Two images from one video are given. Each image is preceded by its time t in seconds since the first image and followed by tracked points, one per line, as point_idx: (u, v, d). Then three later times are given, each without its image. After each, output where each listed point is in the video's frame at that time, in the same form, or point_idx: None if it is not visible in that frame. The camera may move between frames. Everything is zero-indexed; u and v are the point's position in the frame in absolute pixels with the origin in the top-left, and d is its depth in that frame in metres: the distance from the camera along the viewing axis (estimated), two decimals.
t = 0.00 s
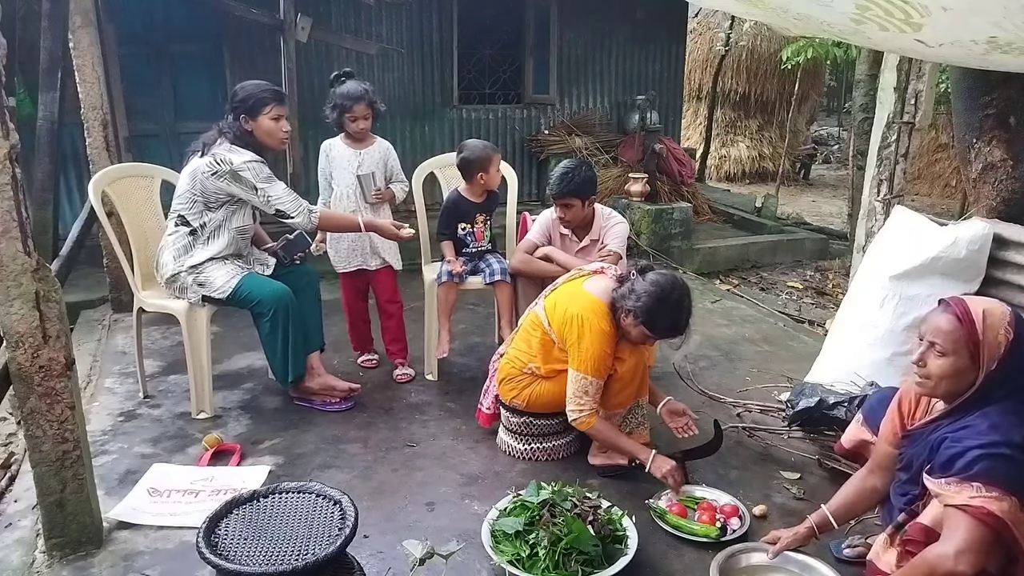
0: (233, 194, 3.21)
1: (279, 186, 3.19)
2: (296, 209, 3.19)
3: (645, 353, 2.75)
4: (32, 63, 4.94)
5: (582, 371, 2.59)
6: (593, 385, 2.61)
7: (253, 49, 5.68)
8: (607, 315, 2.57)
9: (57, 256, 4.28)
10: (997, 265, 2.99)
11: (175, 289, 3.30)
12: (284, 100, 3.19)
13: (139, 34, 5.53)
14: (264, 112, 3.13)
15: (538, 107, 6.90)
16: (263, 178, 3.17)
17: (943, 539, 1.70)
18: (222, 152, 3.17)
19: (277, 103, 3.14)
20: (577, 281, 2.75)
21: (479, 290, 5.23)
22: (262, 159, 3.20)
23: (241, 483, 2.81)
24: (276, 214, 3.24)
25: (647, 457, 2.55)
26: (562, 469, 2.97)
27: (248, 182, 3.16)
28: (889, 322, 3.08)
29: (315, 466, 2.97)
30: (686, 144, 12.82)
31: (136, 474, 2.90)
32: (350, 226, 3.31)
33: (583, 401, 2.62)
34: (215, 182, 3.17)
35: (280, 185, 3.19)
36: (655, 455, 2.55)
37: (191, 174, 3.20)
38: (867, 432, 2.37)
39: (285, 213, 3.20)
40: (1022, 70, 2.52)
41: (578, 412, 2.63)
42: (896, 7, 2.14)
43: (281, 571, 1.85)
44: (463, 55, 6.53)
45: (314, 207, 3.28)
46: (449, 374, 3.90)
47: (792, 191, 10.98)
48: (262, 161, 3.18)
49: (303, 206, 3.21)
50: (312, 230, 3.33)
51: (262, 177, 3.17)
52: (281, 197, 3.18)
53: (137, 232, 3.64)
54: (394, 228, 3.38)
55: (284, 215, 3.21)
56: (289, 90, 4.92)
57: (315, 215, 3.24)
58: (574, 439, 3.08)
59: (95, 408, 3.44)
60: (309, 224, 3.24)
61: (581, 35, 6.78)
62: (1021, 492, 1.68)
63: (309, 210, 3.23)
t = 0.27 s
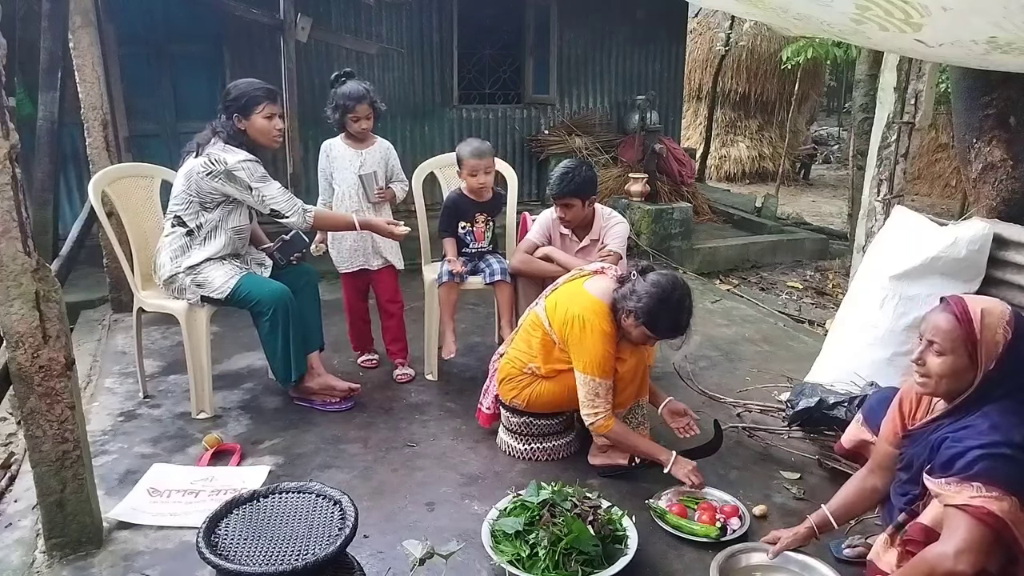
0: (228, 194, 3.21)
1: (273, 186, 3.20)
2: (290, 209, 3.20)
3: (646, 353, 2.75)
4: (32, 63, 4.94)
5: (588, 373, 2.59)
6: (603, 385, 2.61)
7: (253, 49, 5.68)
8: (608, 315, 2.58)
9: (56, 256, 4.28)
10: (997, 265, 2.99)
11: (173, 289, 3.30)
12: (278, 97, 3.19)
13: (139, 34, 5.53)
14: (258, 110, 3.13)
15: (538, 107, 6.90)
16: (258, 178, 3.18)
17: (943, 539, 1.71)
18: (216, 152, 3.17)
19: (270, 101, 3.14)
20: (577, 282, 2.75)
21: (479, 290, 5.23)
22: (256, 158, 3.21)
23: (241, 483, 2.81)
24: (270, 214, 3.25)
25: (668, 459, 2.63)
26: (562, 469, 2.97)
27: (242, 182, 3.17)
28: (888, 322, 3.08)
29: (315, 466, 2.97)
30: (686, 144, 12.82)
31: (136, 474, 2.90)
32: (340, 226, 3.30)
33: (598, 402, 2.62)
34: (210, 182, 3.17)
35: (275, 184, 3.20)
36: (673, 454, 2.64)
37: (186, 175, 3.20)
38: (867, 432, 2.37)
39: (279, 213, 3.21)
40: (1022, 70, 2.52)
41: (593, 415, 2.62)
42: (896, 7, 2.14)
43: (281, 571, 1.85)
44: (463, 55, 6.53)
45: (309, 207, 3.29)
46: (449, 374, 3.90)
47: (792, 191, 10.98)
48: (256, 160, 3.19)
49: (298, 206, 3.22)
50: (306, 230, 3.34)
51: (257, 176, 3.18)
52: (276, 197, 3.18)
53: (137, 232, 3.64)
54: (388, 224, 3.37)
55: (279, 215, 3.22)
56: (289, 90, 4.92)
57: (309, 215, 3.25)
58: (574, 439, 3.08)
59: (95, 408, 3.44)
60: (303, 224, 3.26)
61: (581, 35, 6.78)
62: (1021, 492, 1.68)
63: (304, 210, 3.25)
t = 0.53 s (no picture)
0: (225, 194, 3.22)
1: (270, 185, 3.20)
2: (287, 209, 3.20)
3: (647, 354, 2.75)
4: (32, 63, 4.94)
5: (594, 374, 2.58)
6: (625, 384, 2.57)
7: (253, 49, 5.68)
8: (610, 315, 2.57)
9: (56, 256, 4.28)
10: (997, 265, 2.99)
11: (173, 289, 3.30)
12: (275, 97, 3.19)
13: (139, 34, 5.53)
14: (256, 110, 3.13)
15: (538, 107, 6.90)
16: (254, 177, 3.17)
17: (942, 539, 1.71)
18: (213, 152, 3.17)
19: (267, 101, 3.14)
20: (578, 282, 2.75)
21: (479, 290, 5.23)
22: (253, 158, 3.20)
23: (241, 483, 2.81)
24: (268, 214, 3.25)
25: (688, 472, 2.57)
26: (562, 469, 2.97)
27: (239, 181, 3.16)
28: (888, 322, 3.08)
29: (315, 466, 2.97)
30: (686, 145, 12.82)
31: (136, 474, 2.90)
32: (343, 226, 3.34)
33: (626, 401, 2.56)
34: (207, 182, 3.17)
35: (271, 184, 3.20)
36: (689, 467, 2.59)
37: (183, 175, 3.20)
38: (867, 432, 2.37)
39: (276, 213, 3.21)
40: (1022, 70, 2.52)
41: (624, 416, 2.54)
42: (896, 7, 2.14)
43: (281, 571, 1.85)
44: (463, 55, 6.53)
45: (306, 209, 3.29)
46: (449, 374, 3.90)
47: (792, 191, 10.98)
48: (253, 160, 3.18)
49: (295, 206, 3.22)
50: (303, 229, 3.35)
51: (254, 176, 3.17)
52: (273, 197, 3.19)
53: (138, 232, 3.64)
54: (386, 225, 3.37)
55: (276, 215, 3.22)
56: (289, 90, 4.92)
57: (305, 216, 3.26)
58: (574, 439, 3.08)
59: (95, 408, 3.44)
60: (301, 224, 3.27)
61: (581, 35, 6.78)
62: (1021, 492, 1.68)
63: (301, 210, 3.25)
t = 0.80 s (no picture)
0: (227, 194, 3.22)
1: (273, 186, 3.20)
2: (289, 210, 3.20)
3: (648, 354, 2.75)
4: (31, 63, 4.94)
5: (589, 371, 2.60)
6: (603, 384, 2.62)
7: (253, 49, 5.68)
8: (611, 315, 2.58)
9: (56, 256, 4.28)
10: (997, 265, 2.99)
11: (173, 289, 3.30)
12: (277, 98, 3.19)
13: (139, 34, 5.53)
14: (259, 112, 3.13)
15: (538, 107, 6.90)
16: (257, 178, 3.18)
17: (942, 539, 1.70)
18: (216, 152, 3.17)
19: (270, 103, 3.14)
20: (580, 281, 2.75)
21: (479, 290, 5.23)
22: (256, 158, 3.21)
23: (241, 483, 2.81)
24: (270, 214, 3.26)
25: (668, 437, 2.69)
26: (562, 468, 2.97)
27: (242, 181, 3.16)
28: (888, 322, 3.08)
29: (315, 465, 2.97)
30: (686, 145, 12.82)
31: (136, 474, 2.90)
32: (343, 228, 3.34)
33: (594, 401, 2.64)
34: (209, 182, 3.17)
35: (274, 185, 3.20)
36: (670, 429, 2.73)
37: (185, 175, 3.20)
38: (867, 432, 2.37)
39: (278, 213, 3.22)
40: (1022, 70, 2.52)
41: (589, 412, 2.65)
42: (896, 7, 2.14)
43: (281, 571, 1.85)
44: (463, 55, 6.53)
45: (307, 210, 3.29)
46: (449, 374, 3.90)
47: (792, 191, 10.98)
48: (256, 160, 3.18)
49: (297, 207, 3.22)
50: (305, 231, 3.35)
51: (257, 177, 3.18)
52: (275, 198, 3.19)
53: (138, 232, 3.64)
54: (386, 227, 3.38)
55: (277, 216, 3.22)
56: (289, 89, 4.92)
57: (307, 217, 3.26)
58: (574, 439, 3.08)
59: (95, 407, 3.44)
60: (303, 224, 3.26)
61: (581, 35, 6.78)
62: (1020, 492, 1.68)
63: (302, 211, 3.25)
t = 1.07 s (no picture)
0: (231, 194, 3.22)
1: (277, 187, 3.21)
2: (292, 210, 3.20)
3: (648, 353, 2.75)
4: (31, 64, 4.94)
5: (588, 372, 2.60)
6: (601, 384, 2.62)
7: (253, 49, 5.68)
8: (610, 315, 2.58)
9: (56, 256, 4.28)
10: (997, 265, 2.99)
11: (174, 289, 3.30)
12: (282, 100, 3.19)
13: (139, 34, 5.53)
14: (265, 113, 3.13)
15: (538, 107, 6.90)
16: (262, 178, 3.18)
17: (942, 539, 1.70)
18: (221, 152, 3.16)
19: (275, 104, 3.14)
20: (579, 282, 2.75)
21: (479, 290, 5.23)
22: (261, 158, 3.20)
23: (241, 483, 2.81)
24: (273, 215, 3.26)
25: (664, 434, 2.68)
26: (562, 468, 2.97)
27: (247, 181, 3.16)
28: (889, 322, 3.08)
29: (315, 466, 2.97)
30: (686, 145, 12.82)
31: (136, 474, 2.90)
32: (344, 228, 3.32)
33: (592, 401, 2.64)
34: (213, 182, 3.17)
35: (278, 185, 3.21)
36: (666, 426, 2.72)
37: (189, 173, 3.20)
38: (868, 432, 2.37)
39: (282, 214, 3.22)
40: (1021, 70, 2.52)
41: (586, 412, 2.65)
42: (896, 7, 2.14)
43: (281, 571, 1.85)
44: (463, 55, 6.53)
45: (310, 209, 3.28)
46: (449, 374, 3.90)
47: (792, 191, 10.99)
48: (261, 161, 3.18)
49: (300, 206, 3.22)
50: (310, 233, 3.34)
51: (261, 177, 3.18)
52: (279, 198, 3.20)
53: (138, 232, 3.64)
54: (388, 228, 3.37)
55: (281, 215, 3.23)
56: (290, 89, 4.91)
57: (311, 216, 3.25)
58: (574, 439, 3.08)
59: (95, 407, 3.44)
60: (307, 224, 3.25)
61: (581, 35, 6.78)
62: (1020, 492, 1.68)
63: (307, 211, 3.24)
